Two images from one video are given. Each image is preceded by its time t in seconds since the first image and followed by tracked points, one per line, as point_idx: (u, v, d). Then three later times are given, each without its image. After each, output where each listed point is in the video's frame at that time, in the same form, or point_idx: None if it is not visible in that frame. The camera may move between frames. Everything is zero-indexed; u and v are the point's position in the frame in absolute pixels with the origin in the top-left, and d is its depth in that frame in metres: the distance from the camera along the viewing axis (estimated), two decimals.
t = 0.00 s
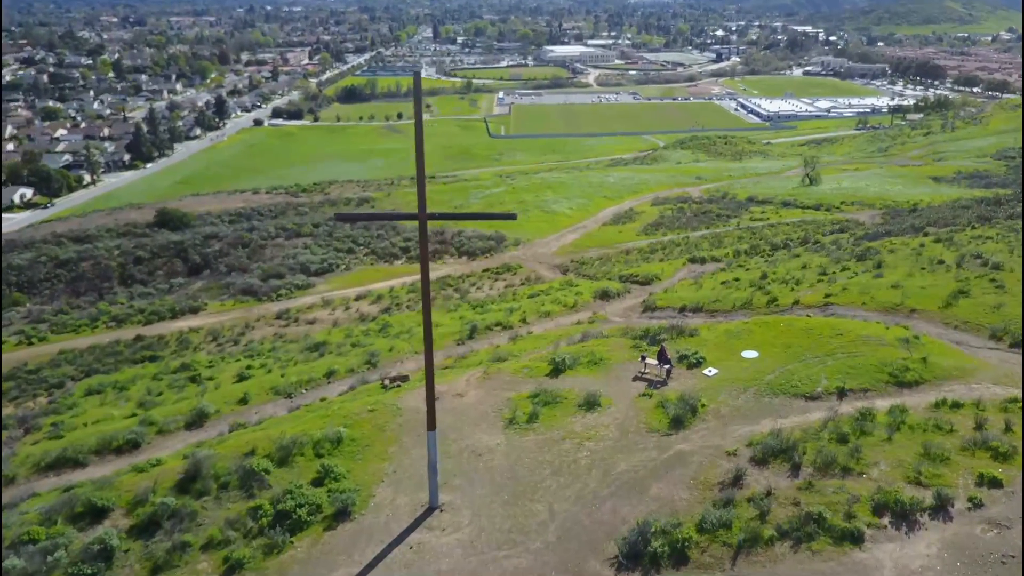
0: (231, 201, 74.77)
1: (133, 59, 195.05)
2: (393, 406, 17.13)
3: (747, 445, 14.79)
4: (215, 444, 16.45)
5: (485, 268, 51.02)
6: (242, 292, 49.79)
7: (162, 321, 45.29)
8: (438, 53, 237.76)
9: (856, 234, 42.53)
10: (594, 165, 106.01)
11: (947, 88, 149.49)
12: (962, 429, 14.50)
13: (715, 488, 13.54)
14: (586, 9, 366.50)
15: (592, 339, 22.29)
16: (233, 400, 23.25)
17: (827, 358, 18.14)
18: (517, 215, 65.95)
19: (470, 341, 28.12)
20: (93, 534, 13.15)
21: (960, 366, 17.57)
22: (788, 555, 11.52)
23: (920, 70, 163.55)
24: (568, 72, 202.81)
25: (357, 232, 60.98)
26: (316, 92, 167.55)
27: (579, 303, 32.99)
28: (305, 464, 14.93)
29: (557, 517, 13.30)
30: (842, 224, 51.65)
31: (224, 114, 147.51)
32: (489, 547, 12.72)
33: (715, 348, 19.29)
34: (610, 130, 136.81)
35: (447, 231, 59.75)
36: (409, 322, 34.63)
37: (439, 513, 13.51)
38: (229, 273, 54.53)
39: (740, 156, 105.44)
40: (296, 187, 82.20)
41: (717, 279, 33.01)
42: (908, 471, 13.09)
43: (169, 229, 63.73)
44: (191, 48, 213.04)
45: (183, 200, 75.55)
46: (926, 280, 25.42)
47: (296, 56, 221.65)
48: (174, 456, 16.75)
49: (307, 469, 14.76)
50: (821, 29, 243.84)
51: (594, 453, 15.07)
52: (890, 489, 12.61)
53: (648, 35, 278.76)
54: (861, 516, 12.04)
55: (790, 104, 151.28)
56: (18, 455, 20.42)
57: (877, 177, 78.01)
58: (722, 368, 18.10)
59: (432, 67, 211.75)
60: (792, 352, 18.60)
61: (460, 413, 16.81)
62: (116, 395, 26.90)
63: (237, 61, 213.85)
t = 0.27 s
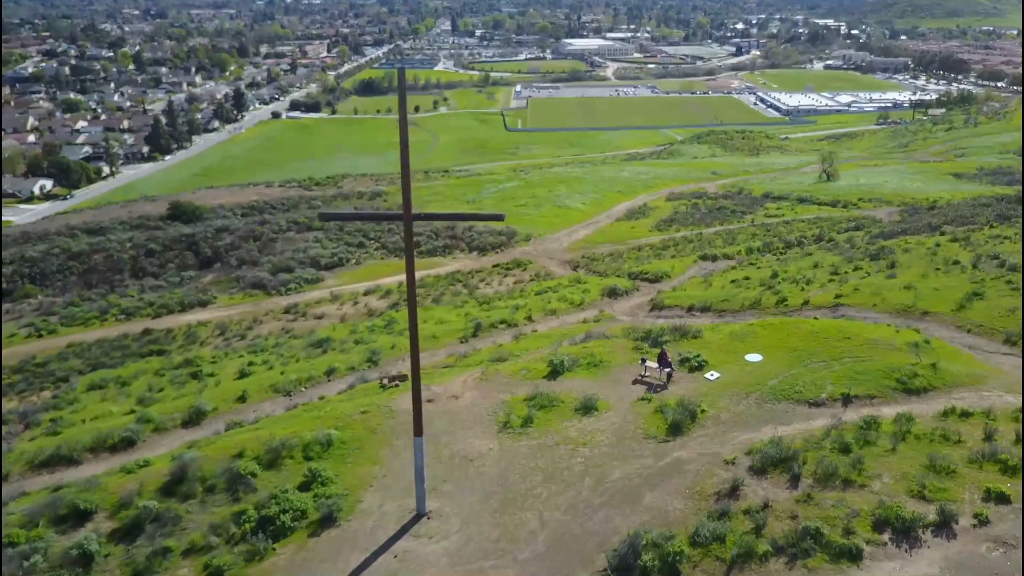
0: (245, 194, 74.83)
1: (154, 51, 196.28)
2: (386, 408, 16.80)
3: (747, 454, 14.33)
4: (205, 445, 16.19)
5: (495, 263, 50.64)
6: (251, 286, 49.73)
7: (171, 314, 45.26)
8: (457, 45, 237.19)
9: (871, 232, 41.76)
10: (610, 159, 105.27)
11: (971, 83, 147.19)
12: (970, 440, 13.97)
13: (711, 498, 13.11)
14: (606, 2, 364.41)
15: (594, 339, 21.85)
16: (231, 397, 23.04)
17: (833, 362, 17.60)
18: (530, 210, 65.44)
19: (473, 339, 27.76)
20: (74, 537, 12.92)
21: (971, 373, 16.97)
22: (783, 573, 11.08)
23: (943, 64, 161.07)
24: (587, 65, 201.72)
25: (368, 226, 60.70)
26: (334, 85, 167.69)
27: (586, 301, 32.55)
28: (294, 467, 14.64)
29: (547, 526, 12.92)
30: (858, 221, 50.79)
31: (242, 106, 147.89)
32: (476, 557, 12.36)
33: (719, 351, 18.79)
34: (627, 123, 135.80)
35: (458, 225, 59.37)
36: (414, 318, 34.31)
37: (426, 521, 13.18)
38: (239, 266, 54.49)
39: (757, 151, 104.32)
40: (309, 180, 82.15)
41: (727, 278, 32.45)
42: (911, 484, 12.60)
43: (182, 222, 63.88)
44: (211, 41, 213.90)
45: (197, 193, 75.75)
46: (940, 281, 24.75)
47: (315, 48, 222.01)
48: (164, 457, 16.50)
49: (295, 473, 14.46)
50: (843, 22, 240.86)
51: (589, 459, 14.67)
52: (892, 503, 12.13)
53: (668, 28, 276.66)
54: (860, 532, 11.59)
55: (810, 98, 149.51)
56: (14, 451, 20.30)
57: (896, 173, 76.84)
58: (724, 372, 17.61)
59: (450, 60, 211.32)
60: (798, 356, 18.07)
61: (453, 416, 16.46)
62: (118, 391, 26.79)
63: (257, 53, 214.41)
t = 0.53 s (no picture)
0: (261, 186, 74.87)
1: (178, 43, 197.61)
2: (379, 410, 16.45)
3: (745, 465, 13.83)
4: (192, 447, 15.94)
5: (507, 259, 50.24)
6: (263, 279, 49.66)
7: (182, 307, 45.26)
8: (479, 38, 236.59)
9: (891, 230, 40.84)
10: (629, 153, 104.38)
11: (999, 77, 144.37)
12: (980, 454, 13.36)
13: (705, 512, 12.64)
14: None
15: (598, 341, 21.37)
16: (230, 394, 22.81)
17: (841, 369, 17.01)
18: (545, 205, 64.93)
19: (479, 337, 27.37)
20: (51, 542, 12.72)
21: (985, 382, 16.29)
22: None
23: (971, 58, 158.08)
24: (608, 58, 200.32)
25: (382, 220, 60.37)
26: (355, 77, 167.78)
27: (595, 300, 32.09)
28: (280, 471, 14.34)
29: (534, 538, 12.51)
30: (878, 219, 49.83)
31: (264, 99, 148.37)
32: (459, 570, 12.00)
33: (723, 356, 18.25)
34: (648, 117, 134.68)
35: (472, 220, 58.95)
36: (422, 314, 33.96)
37: (411, 530, 12.83)
38: (252, 259, 54.44)
39: (778, 146, 103.01)
40: (326, 173, 82.09)
41: (740, 277, 31.81)
42: (915, 501, 12.04)
43: (198, 214, 64.05)
44: (235, 33, 214.80)
45: (215, 185, 76.00)
46: (958, 284, 23.96)
47: (337, 41, 222.27)
48: (152, 457, 16.28)
49: (281, 477, 14.15)
50: (870, 15, 237.16)
51: (581, 468, 14.21)
52: (894, 522, 11.60)
53: (691, 21, 274.05)
54: (858, 552, 11.08)
55: (834, 92, 147.37)
56: (10, 447, 20.20)
57: (920, 169, 75.43)
58: (727, 378, 17.09)
59: (471, 52, 210.78)
60: (804, 362, 17.48)
61: (446, 419, 16.08)
62: (120, 385, 26.71)
63: (280, 46, 215.11)
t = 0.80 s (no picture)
0: (280, 178, 74.90)
1: (206, 34, 198.78)
2: (370, 412, 16.09)
3: (743, 477, 13.30)
4: (180, 448, 15.68)
5: (522, 254, 49.78)
6: (277, 271, 49.53)
7: (196, 299, 45.30)
8: (504, 30, 235.51)
9: (914, 228, 39.79)
10: (652, 146, 103.28)
11: None
12: (991, 472, 12.72)
13: (698, 527, 12.13)
14: None
15: (601, 342, 20.83)
16: (229, 391, 22.60)
17: (849, 377, 16.35)
18: (563, 199, 64.28)
19: (484, 335, 26.95)
20: (26, 545, 12.48)
21: (1000, 394, 15.58)
22: None
23: (1005, 51, 154.60)
24: (634, 50, 198.66)
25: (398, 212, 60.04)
26: (380, 68, 167.69)
27: (605, 298, 31.50)
28: (264, 475, 14.04)
29: (519, 551, 12.08)
30: (903, 217, 48.65)
31: (289, 89, 148.69)
32: None
33: (726, 360, 17.65)
34: (672, 110, 133.21)
35: (488, 213, 58.49)
36: (431, 310, 33.59)
37: (392, 539, 12.46)
38: (268, 251, 54.40)
39: (804, 140, 101.38)
40: (346, 164, 81.98)
41: (754, 276, 31.04)
42: (918, 522, 11.46)
43: (216, 206, 64.14)
44: (261, 23, 215.51)
45: (235, 175, 76.18)
46: (979, 288, 23.12)
47: (362, 32, 222.32)
48: (140, 457, 16.04)
49: (264, 481, 13.84)
50: (902, 7, 232.75)
51: (573, 477, 13.76)
52: (893, 543, 11.04)
53: (719, 13, 270.74)
54: None
55: (863, 85, 144.84)
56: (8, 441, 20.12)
57: (949, 165, 73.75)
58: (730, 384, 16.50)
59: (496, 44, 209.82)
60: (811, 369, 16.84)
61: (437, 423, 15.67)
62: (125, 378, 26.63)
63: (306, 36, 215.57)
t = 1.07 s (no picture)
0: (301, 169, 74.93)
1: (236, 24, 199.92)
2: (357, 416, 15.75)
3: (737, 493, 12.74)
4: (166, 448, 15.43)
5: (538, 249, 49.28)
6: (293, 263, 49.37)
7: (211, 290, 45.31)
8: (533, 20, 234.16)
9: (940, 228, 38.65)
10: (677, 139, 101.94)
11: None
12: (1000, 494, 12.04)
13: (685, 546, 11.63)
14: None
15: (602, 345, 20.28)
16: (229, 387, 22.39)
17: (857, 387, 15.67)
18: (582, 193, 63.53)
19: (490, 333, 26.49)
20: None
21: (1016, 408, 14.83)
22: None
23: None
24: (663, 42, 196.50)
25: (416, 205, 59.63)
26: (407, 59, 167.44)
27: (617, 296, 30.87)
28: (245, 479, 13.73)
29: (498, 567, 11.65)
30: (930, 215, 47.36)
31: (317, 80, 148.98)
32: None
33: (729, 367, 17.03)
34: (700, 102, 131.52)
35: (506, 207, 57.96)
36: (440, 306, 33.20)
37: (369, 551, 12.08)
38: (285, 243, 54.30)
39: (833, 135, 99.48)
40: (368, 156, 81.81)
41: (770, 276, 30.22)
42: (918, 548, 10.85)
43: (236, 196, 64.24)
44: (291, 14, 216.21)
45: (257, 166, 76.36)
46: (1002, 294, 22.21)
47: (391, 22, 222.20)
48: (126, 456, 15.82)
49: (244, 487, 13.54)
50: None
51: (561, 488, 13.29)
52: (890, 573, 10.45)
53: (752, 3, 266.74)
54: None
55: (896, 79, 141.92)
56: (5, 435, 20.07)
57: (981, 161, 71.83)
58: (730, 393, 15.91)
59: (524, 34, 208.57)
60: (817, 377, 16.20)
61: (426, 428, 15.27)
62: (129, 371, 26.56)
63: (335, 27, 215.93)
